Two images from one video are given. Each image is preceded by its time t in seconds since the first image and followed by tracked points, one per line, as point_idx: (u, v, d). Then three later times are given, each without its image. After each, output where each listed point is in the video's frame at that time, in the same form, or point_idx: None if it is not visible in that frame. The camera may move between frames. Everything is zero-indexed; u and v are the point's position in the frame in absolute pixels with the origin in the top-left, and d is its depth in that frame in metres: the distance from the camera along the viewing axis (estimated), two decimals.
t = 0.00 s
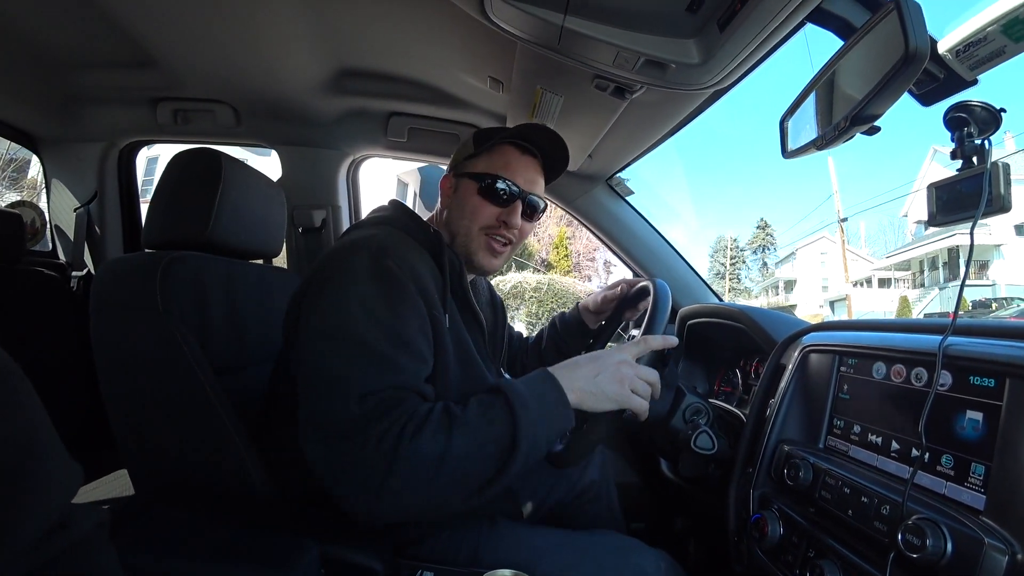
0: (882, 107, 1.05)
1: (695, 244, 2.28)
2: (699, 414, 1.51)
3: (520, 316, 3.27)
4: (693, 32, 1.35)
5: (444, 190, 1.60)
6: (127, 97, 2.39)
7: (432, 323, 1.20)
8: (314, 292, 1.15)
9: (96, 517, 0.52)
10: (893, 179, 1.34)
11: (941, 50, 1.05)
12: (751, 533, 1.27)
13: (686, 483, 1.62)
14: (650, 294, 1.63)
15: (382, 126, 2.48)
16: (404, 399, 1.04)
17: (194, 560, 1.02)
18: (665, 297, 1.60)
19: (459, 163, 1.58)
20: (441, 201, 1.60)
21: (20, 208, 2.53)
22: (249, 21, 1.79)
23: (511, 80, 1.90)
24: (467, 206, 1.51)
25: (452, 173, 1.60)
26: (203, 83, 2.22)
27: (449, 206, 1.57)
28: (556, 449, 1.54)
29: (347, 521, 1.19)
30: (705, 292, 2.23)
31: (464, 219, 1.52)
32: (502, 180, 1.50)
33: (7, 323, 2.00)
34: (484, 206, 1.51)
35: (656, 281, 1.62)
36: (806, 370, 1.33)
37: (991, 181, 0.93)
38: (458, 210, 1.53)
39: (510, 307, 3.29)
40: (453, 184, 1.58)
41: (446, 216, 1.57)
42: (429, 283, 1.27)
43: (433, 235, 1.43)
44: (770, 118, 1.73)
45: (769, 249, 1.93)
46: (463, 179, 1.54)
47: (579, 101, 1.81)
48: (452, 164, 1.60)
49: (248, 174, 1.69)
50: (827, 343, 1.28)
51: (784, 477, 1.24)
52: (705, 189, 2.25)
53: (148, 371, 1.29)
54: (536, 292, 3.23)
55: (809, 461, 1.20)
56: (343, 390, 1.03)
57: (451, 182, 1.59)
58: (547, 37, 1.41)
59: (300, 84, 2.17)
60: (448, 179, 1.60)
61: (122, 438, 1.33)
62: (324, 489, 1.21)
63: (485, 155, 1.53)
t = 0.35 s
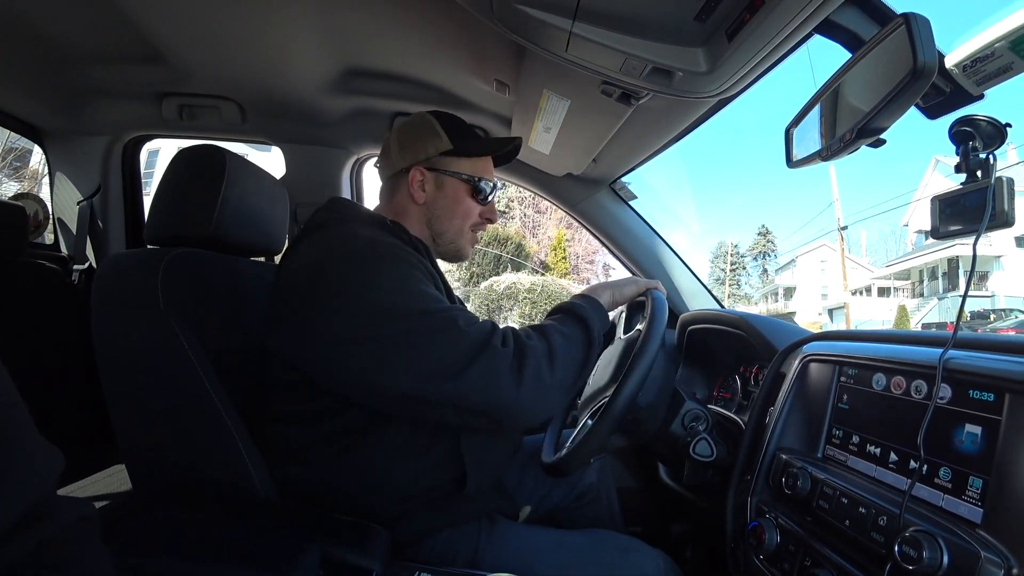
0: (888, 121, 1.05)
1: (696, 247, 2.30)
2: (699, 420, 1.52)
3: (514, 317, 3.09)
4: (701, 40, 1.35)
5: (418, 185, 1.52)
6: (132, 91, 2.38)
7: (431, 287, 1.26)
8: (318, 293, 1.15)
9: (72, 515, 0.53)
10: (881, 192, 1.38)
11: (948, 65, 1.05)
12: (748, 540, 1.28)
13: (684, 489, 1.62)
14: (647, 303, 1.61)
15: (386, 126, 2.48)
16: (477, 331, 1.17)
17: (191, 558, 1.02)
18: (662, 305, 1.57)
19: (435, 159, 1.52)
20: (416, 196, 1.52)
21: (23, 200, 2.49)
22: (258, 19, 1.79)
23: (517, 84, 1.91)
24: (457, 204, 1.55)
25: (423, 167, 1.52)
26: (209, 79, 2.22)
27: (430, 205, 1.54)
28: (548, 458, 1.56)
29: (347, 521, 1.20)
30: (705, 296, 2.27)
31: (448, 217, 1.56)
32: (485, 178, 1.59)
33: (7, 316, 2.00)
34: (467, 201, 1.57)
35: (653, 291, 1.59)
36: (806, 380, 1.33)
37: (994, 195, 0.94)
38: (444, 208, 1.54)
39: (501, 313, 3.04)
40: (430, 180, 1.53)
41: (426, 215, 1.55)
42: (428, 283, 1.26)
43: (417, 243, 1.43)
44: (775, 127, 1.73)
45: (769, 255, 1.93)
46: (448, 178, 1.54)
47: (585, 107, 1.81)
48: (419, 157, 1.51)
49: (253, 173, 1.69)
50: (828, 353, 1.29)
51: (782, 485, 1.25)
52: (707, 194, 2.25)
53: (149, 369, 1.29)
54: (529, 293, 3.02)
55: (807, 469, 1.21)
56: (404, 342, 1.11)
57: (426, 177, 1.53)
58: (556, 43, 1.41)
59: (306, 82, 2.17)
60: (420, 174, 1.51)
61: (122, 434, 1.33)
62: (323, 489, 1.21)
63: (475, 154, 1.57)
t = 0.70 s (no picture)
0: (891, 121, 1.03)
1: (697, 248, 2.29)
2: (698, 421, 1.52)
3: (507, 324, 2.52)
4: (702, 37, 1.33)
5: (413, 191, 1.59)
6: (126, 88, 2.36)
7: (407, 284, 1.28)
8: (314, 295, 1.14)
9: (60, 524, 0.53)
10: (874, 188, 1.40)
11: (953, 64, 1.04)
12: (748, 542, 1.27)
13: (682, 488, 1.62)
14: (648, 306, 1.58)
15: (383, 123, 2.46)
16: (458, 322, 1.22)
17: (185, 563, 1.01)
18: (664, 305, 1.56)
19: (427, 164, 1.61)
20: (410, 201, 1.59)
21: (18, 198, 2.54)
22: (253, 16, 1.77)
23: (515, 81, 1.89)
24: (438, 209, 1.68)
25: (418, 173, 1.59)
26: (204, 76, 2.20)
27: (420, 208, 1.63)
28: (547, 459, 1.55)
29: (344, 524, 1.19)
30: (704, 294, 2.26)
31: (430, 220, 1.67)
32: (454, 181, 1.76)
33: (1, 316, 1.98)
34: (442, 204, 1.70)
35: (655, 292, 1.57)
36: (806, 381, 1.33)
37: (999, 197, 0.92)
38: (430, 211, 1.65)
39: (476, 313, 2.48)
40: (423, 186, 1.62)
41: (413, 218, 1.62)
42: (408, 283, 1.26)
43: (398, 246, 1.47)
44: (775, 124, 1.71)
45: (770, 255, 1.91)
46: (433, 183, 1.64)
47: (584, 104, 1.80)
48: (416, 163, 1.57)
49: (248, 172, 1.68)
50: (829, 355, 1.28)
51: (782, 487, 1.24)
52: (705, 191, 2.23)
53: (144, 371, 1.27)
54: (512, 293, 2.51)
55: (807, 472, 1.20)
56: (400, 342, 1.13)
57: (420, 183, 1.61)
58: (554, 40, 1.39)
59: (302, 79, 2.15)
60: (416, 180, 1.59)
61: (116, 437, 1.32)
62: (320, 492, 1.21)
63: (448, 160, 1.70)
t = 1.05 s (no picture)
0: (883, 109, 1.04)
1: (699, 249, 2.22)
2: (693, 410, 1.54)
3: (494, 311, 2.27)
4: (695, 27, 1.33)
5: (396, 184, 1.59)
6: (116, 84, 2.34)
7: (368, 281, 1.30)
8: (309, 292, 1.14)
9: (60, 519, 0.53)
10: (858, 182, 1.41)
11: (945, 52, 1.04)
12: (743, 530, 1.29)
13: (677, 479, 1.64)
14: (647, 293, 1.59)
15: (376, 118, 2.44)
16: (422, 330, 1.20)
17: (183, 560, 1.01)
18: (661, 295, 1.56)
19: (411, 159, 1.62)
20: (392, 194, 1.59)
21: (8, 196, 2.50)
22: (243, 10, 1.75)
23: (507, 72, 1.88)
24: (418, 206, 1.69)
25: (402, 167, 1.60)
26: (195, 71, 2.19)
27: (402, 203, 1.63)
28: (547, 449, 1.50)
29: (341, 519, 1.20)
30: (699, 285, 2.28)
31: (411, 216, 1.67)
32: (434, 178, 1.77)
33: None
34: (422, 202, 1.71)
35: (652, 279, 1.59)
36: (800, 370, 1.34)
37: (990, 184, 0.93)
38: (411, 207, 1.66)
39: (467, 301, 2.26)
40: (405, 180, 1.62)
41: (394, 212, 1.62)
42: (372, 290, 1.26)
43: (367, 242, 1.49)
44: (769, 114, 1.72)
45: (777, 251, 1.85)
46: (416, 179, 1.66)
47: (576, 95, 1.79)
48: (401, 158, 1.59)
49: (240, 168, 1.67)
50: (822, 343, 1.28)
51: (776, 475, 1.25)
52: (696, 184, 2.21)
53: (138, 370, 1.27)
54: (501, 287, 2.27)
55: (801, 459, 1.21)
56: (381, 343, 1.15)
57: (403, 177, 1.61)
58: (547, 31, 1.39)
59: (294, 74, 2.13)
60: (398, 174, 1.59)
61: (112, 436, 1.32)
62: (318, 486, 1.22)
63: (432, 158, 1.72)
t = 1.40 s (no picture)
0: (875, 101, 1.02)
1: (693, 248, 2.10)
2: (686, 409, 1.51)
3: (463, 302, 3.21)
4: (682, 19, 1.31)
5: (409, 189, 1.57)
6: (98, 84, 2.31)
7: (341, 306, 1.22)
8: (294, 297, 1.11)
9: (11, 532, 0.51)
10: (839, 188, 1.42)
11: (936, 43, 1.02)
12: (737, 530, 1.27)
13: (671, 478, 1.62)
14: (637, 290, 1.57)
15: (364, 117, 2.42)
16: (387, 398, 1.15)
17: (160, 573, 0.98)
18: (652, 293, 1.54)
19: (428, 164, 1.59)
20: (405, 198, 1.57)
21: None
22: (225, 7, 1.73)
23: (494, 68, 1.86)
24: (434, 213, 1.66)
25: (416, 171, 1.57)
26: (178, 71, 2.16)
27: (415, 208, 1.60)
28: (540, 449, 1.51)
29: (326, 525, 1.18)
30: (691, 282, 2.26)
31: (425, 222, 1.64)
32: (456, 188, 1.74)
33: None
34: (439, 208, 1.69)
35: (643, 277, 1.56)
36: (794, 366, 1.32)
37: (984, 178, 0.91)
38: (427, 213, 1.63)
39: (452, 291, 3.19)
40: (420, 185, 1.59)
41: (405, 217, 1.59)
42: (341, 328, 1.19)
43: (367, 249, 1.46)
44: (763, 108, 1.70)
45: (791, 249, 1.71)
46: (434, 185, 1.63)
47: (565, 92, 1.77)
48: (416, 161, 1.56)
49: (222, 166, 1.64)
50: (816, 339, 1.27)
51: (771, 474, 1.23)
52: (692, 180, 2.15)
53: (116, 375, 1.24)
54: (478, 283, 3.21)
55: (795, 458, 1.19)
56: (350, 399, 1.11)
57: (417, 182, 1.58)
58: (533, 24, 1.36)
59: (278, 72, 2.11)
60: (412, 178, 1.56)
61: (90, 442, 1.29)
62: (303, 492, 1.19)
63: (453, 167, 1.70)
